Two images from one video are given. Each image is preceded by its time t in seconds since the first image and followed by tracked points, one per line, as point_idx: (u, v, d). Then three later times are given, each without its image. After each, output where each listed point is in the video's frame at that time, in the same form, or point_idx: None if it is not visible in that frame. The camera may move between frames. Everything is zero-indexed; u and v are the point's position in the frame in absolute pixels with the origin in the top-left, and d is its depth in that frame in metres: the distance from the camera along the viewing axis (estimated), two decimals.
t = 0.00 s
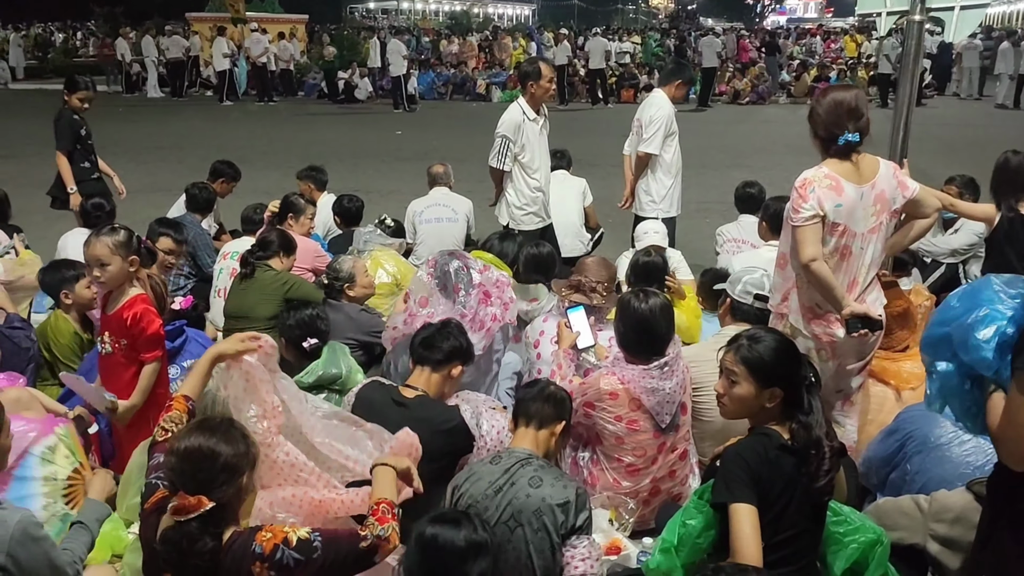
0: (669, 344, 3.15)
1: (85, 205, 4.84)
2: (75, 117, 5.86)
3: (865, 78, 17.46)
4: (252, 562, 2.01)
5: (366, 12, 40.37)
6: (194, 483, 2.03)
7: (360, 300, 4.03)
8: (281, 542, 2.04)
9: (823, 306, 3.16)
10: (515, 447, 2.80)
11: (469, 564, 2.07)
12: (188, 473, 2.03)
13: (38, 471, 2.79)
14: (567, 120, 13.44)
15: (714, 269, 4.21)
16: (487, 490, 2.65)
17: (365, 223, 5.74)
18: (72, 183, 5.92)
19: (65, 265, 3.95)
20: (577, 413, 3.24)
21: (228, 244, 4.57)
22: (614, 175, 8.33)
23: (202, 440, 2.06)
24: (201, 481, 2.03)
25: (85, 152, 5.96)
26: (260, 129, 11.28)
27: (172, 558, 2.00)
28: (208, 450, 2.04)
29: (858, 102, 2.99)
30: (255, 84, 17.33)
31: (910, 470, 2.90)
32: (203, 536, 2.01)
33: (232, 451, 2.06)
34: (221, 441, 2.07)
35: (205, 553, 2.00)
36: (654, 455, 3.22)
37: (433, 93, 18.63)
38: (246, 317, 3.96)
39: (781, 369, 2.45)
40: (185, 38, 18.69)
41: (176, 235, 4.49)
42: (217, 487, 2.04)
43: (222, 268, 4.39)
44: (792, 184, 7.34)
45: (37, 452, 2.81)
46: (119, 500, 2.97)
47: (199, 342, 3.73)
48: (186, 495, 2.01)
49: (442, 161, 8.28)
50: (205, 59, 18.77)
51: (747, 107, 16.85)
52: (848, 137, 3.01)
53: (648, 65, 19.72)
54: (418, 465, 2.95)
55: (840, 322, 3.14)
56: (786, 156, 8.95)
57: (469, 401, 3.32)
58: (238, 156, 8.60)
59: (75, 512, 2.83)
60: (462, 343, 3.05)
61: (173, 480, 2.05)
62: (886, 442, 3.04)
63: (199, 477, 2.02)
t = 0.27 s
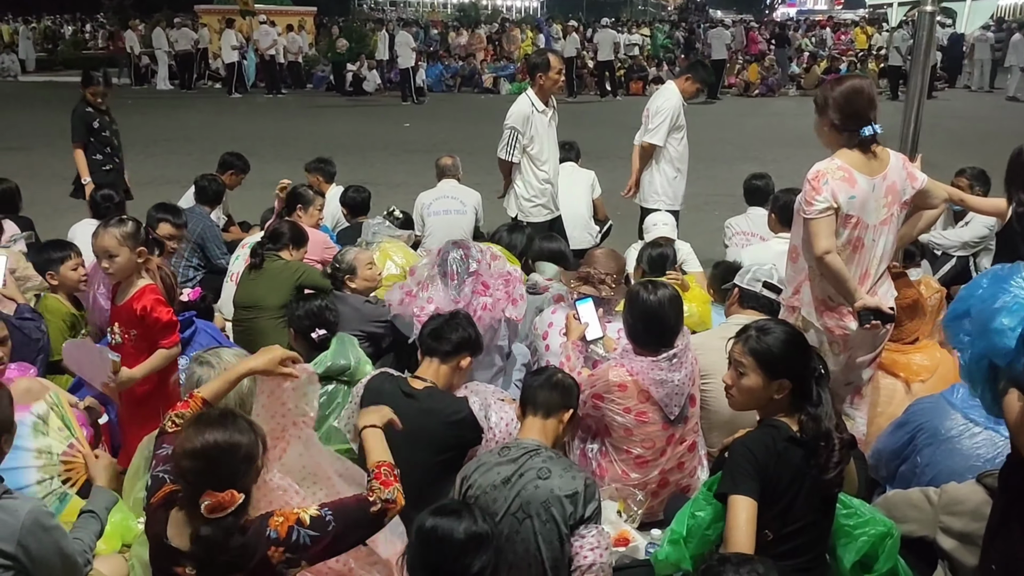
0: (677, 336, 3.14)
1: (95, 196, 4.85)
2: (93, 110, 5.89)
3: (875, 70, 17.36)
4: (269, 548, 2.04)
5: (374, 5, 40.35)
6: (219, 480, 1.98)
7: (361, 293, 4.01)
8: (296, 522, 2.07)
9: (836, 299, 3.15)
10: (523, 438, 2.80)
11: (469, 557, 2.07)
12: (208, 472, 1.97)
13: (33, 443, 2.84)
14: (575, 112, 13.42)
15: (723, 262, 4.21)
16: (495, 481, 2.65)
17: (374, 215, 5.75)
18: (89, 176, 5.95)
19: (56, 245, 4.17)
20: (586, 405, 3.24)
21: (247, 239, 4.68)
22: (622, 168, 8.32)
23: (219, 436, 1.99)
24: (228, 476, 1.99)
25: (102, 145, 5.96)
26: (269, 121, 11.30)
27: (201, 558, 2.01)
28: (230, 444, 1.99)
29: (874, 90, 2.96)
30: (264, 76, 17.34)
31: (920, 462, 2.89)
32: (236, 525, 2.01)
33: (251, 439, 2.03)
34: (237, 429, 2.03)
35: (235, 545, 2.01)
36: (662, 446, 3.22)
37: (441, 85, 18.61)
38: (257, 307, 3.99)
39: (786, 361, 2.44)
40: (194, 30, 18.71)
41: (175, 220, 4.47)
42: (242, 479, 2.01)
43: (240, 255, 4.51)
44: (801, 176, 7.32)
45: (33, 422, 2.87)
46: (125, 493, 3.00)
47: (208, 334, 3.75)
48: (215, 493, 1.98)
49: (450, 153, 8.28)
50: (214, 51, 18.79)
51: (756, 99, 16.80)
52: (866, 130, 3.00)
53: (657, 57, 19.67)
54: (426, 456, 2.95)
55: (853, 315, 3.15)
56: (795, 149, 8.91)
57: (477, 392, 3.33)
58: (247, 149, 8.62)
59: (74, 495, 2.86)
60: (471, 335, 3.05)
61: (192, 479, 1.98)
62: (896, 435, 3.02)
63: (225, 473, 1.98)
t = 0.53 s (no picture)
0: (686, 327, 3.13)
1: (102, 186, 4.87)
2: (108, 100, 5.91)
3: (884, 62, 17.29)
4: (286, 533, 2.08)
5: None
6: (226, 472, 1.99)
7: (366, 284, 4.02)
8: (313, 511, 2.12)
9: (849, 291, 3.15)
10: (532, 430, 2.80)
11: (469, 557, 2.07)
12: (213, 467, 1.97)
13: (50, 433, 2.84)
14: (583, 105, 13.40)
15: (731, 253, 4.20)
16: (505, 472, 2.66)
17: (382, 207, 5.75)
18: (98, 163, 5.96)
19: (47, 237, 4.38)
20: (594, 397, 3.24)
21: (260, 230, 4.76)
22: (629, 160, 8.30)
23: (216, 429, 2.00)
24: (233, 468, 2.00)
25: (112, 135, 5.96)
26: (277, 113, 11.31)
27: (224, 550, 1.99)
28: (229, 436, 2.00)
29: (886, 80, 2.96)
30: (271, 68, 17.35)
31: (931, 455, 2.88)
32: (257, 512, 2.04)
33: (243, 426, 2.05)
34: (228, 419, 2.04)
35: (260, 534, 2.03)
36: (671, 438, 3.22)
37: (448, 77, 18.58)
38: (266, 298, 4.00)
39: (791, 354, 2.37)
40: (202, 22, 18.73)
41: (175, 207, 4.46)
42: (245, 467, 2.03)
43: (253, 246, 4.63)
44: (810, 169, 7.30)
45: (53, 412, 2.88)
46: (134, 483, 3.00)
47: (216, 324, 3.76)
48: (228, 484, 1.98)
49: (458, 145, 8.28)
50: (222, 43, 18.80)
51: (764, 91, 16.74)
52: (884, 120, 2.99)
53: (664, 50, 19.62)
54: (433, 447, 2.95)
55: (866, 306, 3.14)
56: (804, 141, 8.88)
57: (485, 383, 3.33)
58: (255, 140, 8.63)
59: (89, 485, 2.82)
60: (479, 326, 3.05)
61: (197, 477, 1.97)
62: (905, 427, 3.01)
63: (231, 464, 1.99)
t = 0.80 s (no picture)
0: (694, 318, 3.12)
1: (110, 177, 4.89)
2: (117, 92, 5.94)
3: (894, 54, 17.20)
4: (296, 523, 2.06)
5: None
6: (230, 459, 2.01)
7: (374, 275, 4.00)
8: (325, 512, 2.07)
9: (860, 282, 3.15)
10: (542, 421, 2.80)
11: (487, 547, 2.07)
12: (216, 453, 1.99)
13: (48, 407, 2.85)
14: (591, 96, 13.37)
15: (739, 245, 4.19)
16: (513, 464, 2.67)
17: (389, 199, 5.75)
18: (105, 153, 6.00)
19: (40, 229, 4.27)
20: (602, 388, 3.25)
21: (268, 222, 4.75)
22: (637, 151, 8.28)
23: (218, 417, 2.02)
24: (237, 455, 2.02)
25: (118, 127, 5.97)
26: (285, 105, 11.32)
27: (228, 535, 2.01)
28: (231, 423, 2.02)
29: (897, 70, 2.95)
30: (279, 60, 17.34)
31: (938, 446, 2.88)
32: (262, 498, 2.06)
33: (245, 412, 2.07)
34: (229, 407, 2.06)
35: (266, 519, 2.04)
36: (678, 429, 3.23)
37: (456, 69, 18.53)
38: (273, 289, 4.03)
39: (796, 346, 2.35)
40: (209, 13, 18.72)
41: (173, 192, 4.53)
42: (249, 453, 2.05)
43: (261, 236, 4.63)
44: (818, 161, 7.28)
45: (50, 384, 2.89)
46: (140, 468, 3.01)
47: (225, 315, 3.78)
48: (233, 472, 1.99)
49: (466, 136, 8.28)
50: (229, 35, 18.80)
51: (773, 83, 16.68)
52: (896, 111, 2.99)
53: (672, 41, 19.55)
54: (441, 438, 2.96)
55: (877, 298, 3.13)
56: (812, 133, 8.84)
57: (493, 374, 3.33)
58: (263, 132, 8.64)
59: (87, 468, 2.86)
60: (486, 316, 3.05)
61: (203, 466, 1.99)
62: (913, 419, 3.00)
63: (236, 451, 2.01)
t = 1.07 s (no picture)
0: (701, 309, 3.12)
1: (116, 167, 4.90)
2: (128, 81, 5.94)
3: (902, 45, 17.13)
4: (298, 511, 2.07)
5: None
6: (235, 447, 2.01)
7: (379, 265, 4.00)
8: (328, 500, 2.10)
9: (867, 273, 3.14)
10: (548, 412, 2.80)
11: (510, 538, 2.04)
12: (219, 441, 2.00)
13: (66, 429, 2.80)
14: (597, 88, 13.33)
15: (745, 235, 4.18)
16: (520, 455, 2.67)
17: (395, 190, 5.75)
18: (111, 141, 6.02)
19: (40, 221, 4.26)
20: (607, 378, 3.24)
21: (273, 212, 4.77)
22: (643, 143, 8.26)
23: (223, 404, 2.02)
24: (242, 442, 2.02)
25: (126, 116, 5.99)
26: (290, 96, 11.31)
27: (233, 522, 2.02)
28: (235, 411, 2.02)
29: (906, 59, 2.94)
30: (284, 51, 17.30)
31: (944, 438, 2.87)
32: (265, 486, 2.06)
33: (250, 400, 2.07)
34: (234, 394, 2.06)
35: (269, 507, 2.04)
36: (684, 420, 3.23)
37: (461, 61, 18.49)
38: (277, 281, 4.05)
39: (805, 339, 2.36)
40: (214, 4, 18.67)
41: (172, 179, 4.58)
42: (252, 441, 2.05)
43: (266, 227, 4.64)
44: (825, 153, 7.26)
45: (68, 411, 2.83)
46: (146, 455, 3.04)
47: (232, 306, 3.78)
48: (236, 459, 2.00)
49: (472, 128, 8.26)
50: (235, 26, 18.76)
51: (779, 74, 16.62)
52: (905, 100, 2.98)
53: (679, 32, 19.48)
54: (448, 428, 2.96)
55: (885, 290, 3.14)
56: (819, 125, 8.81)
57: (499, 364, 3.33)
58: (268, 123, 8.64)
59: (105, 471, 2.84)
60: (493, 306, 3.04)
61: (208, 453, 1.99)
62: (920, 410, 2.99)
63: (240, 439, 2.01)
